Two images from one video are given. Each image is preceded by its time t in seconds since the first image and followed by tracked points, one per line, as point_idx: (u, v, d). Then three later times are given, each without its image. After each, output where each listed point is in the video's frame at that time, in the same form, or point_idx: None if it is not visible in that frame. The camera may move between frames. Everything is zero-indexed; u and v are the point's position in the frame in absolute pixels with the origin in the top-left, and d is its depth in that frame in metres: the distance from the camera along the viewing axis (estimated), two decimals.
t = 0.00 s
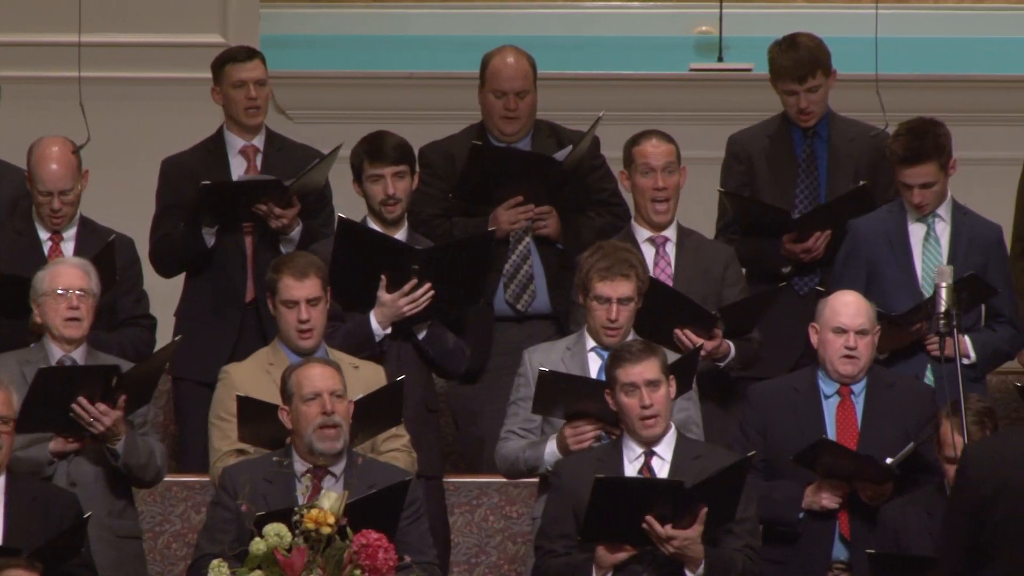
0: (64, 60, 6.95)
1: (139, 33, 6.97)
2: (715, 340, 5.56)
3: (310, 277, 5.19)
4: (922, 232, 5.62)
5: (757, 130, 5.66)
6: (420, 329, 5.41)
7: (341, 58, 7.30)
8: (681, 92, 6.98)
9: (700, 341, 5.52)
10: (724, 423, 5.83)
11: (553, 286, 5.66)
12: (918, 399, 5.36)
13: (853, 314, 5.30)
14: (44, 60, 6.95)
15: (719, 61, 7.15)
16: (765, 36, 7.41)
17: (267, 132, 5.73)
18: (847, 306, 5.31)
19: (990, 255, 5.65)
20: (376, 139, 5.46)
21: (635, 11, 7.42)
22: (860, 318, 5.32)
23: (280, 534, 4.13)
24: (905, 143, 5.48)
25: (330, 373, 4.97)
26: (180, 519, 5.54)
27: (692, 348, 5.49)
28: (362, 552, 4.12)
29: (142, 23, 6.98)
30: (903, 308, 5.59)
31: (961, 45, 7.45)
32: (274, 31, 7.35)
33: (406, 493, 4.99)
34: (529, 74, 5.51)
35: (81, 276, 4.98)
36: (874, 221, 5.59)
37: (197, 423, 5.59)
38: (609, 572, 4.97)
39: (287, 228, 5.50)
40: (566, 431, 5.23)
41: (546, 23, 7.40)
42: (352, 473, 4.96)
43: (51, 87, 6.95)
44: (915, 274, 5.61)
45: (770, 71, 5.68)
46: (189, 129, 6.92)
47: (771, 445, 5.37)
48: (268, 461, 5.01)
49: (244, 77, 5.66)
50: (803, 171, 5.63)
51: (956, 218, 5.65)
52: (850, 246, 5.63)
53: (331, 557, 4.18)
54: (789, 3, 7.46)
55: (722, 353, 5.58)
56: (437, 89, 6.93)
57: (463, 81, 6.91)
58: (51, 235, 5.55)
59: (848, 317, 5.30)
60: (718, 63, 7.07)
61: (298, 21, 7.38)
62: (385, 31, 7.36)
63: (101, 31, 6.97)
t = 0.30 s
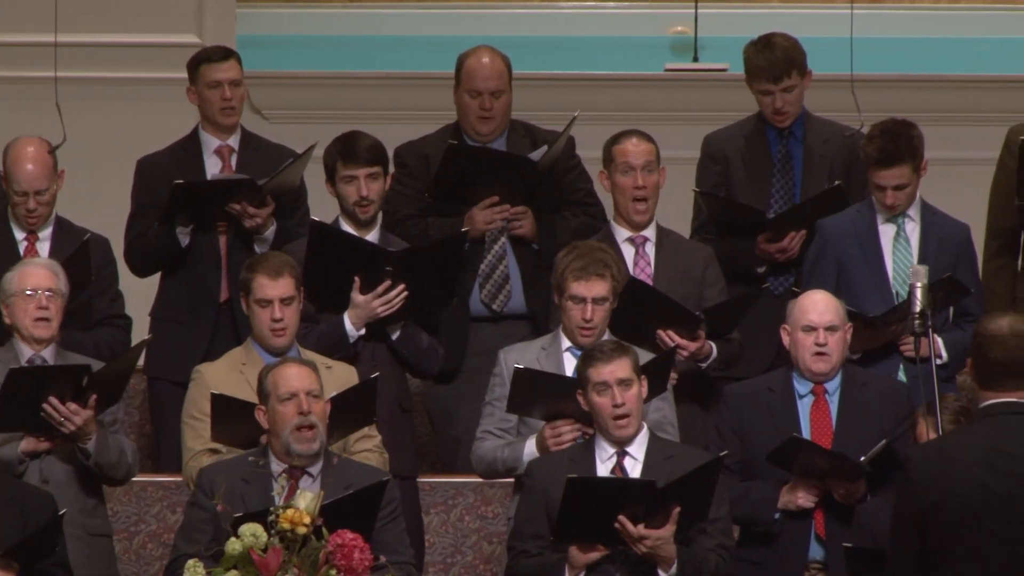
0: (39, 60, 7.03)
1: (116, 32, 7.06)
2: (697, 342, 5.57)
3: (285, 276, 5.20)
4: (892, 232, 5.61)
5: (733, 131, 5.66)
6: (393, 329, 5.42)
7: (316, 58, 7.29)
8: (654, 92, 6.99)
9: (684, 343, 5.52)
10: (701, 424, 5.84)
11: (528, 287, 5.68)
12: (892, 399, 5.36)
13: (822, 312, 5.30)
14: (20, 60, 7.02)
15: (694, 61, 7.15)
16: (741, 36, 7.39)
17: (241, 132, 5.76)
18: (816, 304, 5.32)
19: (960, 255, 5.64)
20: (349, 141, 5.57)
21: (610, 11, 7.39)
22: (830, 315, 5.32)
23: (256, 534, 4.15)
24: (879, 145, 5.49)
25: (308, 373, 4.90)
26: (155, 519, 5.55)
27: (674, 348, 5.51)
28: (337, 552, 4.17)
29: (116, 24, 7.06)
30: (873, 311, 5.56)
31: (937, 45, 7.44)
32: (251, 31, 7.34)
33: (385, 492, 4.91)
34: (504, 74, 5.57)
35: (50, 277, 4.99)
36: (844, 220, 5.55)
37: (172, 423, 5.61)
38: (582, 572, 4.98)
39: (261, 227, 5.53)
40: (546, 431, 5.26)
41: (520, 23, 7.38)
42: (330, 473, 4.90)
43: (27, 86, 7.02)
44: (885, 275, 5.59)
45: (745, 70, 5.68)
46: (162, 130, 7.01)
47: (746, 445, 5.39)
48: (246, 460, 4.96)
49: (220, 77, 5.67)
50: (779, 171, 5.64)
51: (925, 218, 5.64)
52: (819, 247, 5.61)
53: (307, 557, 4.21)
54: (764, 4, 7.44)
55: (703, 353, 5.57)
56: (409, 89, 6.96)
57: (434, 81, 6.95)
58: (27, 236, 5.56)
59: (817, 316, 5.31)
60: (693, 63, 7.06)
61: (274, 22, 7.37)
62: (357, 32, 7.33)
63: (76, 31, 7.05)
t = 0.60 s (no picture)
0: (14, 60, 7.06)
1: (93, 32, 7.08)
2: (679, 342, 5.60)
3: (264, 278, 5.16)
4: (869, 232, 5.60)
5: (708, 131, 5.67)
6: (368, 329, 5.43)
7: (290, 58, 7.29)
8: (627, 91, 7.01)
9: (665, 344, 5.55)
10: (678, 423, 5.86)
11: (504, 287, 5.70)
12: (870, 400, 5.35)
13: (799, 311, 5.32)
14: None
15: (670, 61, 7.15)
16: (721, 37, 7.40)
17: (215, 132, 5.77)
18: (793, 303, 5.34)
19: (936, 254, 5.62)
20: (323, 141, 5.60)
21: (585, 11, 7.41)
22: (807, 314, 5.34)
23: (231, 534, 4.16)
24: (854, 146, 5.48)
25: (284, 372, 4.79)
26: (131, 519, 5.54)
27: (657, 349, 5.54)
28: (314, 551, 4.17)
29: (92, 23, 7.09)
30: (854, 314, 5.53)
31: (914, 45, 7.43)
32: (224, 31, 7.33)
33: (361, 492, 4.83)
34: (480, 74, 5.60)
35: (22, 276, 4.99)
36: (819, 222, 5.56)
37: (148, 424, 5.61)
38: (556, 572, 4.98)
39: (237, 227, 5.53)
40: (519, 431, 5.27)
41: (499, 23, 7.38)
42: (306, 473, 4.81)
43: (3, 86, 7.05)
44: (863, 275, 5.57)
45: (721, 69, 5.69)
46: (137, 128, 7.04)
47: (724, 446, 5.38)
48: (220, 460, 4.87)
49: (195, 82, 5.65)
50: (754, 171, 5.66)
51: (902, 217, 5.62)
52: (796, 250, 5.60)
53: (283, 557, 4.21)
54: (742, 3, 7.42)
55: (687, 354, 5.61)
56: (383, 89, 6.98)
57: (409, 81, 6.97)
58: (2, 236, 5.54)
59: (793, 314, 5.33)
60: (669, 63, 7.06)
61: (250, 21, 7.36)
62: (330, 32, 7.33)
63: (52, 31, 7.07)
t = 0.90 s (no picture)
0: None
1: (72, 32, 7.10)
2: (662, 342, 5.57)
3: (247, 277, 5.14)
4: (853, 232, 5.60)
5: (684, 132, 5.68)
6: (346, 330, 5.44)
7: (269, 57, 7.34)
8: (604, 91, 7.04)
9: (646, 344, 5.54)
10: (657, 424, 5.87)
11: (478, 287, 5.72)
12: (853, 400, 5.38)
13: (779, 309, 5.34)
14: None
15: (647, 61, 7.20)
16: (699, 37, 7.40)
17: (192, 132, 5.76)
18: (773, 302, 5.36)
19: (922, 252, 5.65)
20: (301, 142, 5.60)
21: (560, 11, 7.40)
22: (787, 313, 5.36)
23: (207, 533, 4.15)
24: (834, 145, 5.51)
25: (257, 372, 4.71)
26: (107, 519, 5.54)
27: (639, 349, 5.54)
28: (289, 552, 4.14)
29: (67, 23, 7.11)
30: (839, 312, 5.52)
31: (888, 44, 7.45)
32: (199, 31, 7.35)
33: (333, 493, 4.75)
34: (455, 73, 5.65)
35: None
36: (804, 222, 5.56)
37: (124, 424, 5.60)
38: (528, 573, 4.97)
39: (213, 227, 5.52)
40: (495, 430, 5.29)
41: (475, 23, 7.40)
42: (279, 473, 4.74)
43: None
44: (847, 273, 5.57)
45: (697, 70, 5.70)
46: (112, 128, 7.06)
47: (704, 447, 5.43)
48: (196, 462, 4.80)
49: (170, 85, 5.65)
50: (729, 171, 5.65)
51: (886, 217, 5.64)
52: (781, 250, 5.60)
53: (260, 557, 4.18)
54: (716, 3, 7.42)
55: (669, 354, 5.61)
56: (360, 88, 7.00)
57: (384, 81, 6.99)
58: None
59: (774, 313, 5.35)
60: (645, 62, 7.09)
61: (228, 21, 7.37)
62: (309, 34, 7.33)
63: (29, 30, 7.09)
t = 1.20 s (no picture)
0: None
1: (50, 33, 7.12)
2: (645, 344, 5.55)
3: (231, 277, 5.15)
4: (841, 232, 5.65)
5: (658, 132, 5.69)
6: (324, 330, 5.49)
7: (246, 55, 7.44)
8: (576, 91, 7.09)
9: (627, 345, 5.52)
10: (638, 426, 5.84)
11: (452, 287, 5.77)
12: (832, 400, 5.42)
13: (759, 310, 5.39)
14: None
15: (621, 61, 7.29)
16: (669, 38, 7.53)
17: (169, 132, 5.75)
18: (753, 302, 5.41)
19: (910, 251, 5.68)
20: (280, 142, 5.60)
21: (535, 11, 7.55)
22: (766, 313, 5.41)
23: (181, 534, 4.16)
24: (820, 142, 5.56)
25: (227, 371, 4.68)
26: (81, 519, 5.53)
27: (619, 350, 5.51)
28: (264, 552, 4.16)
29: (44, 24, 7.13)
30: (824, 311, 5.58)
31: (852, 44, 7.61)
32: (175, 31, 7.49)
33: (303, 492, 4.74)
34: (429, 74, 5.69)
35: None
36: (792, 221, 5.60)
37: (101, 425, 5.60)
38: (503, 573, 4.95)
39: (189, 226, 5.50)
40: (471, 429, 5.25)
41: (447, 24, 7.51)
42: (249, 472, 4.73)
43: None
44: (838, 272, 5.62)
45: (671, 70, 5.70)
46: (89, 128, 7.08)
47: (683, 446, 5.48)
48: (168, 461, 4.76)
49: (147, 86, 5.61)
50: (703, 171, 5.67)
51: (875, 216, 5.69)
52: (770, 250, 5.61)
53: (233, 556, 4.19)
54: (688, 3, 7.58)
55: (650, 356, 5.61)
56: (335, 88, 7.03)
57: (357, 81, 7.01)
58: None
59: (754, 313, 5.40)
60: (618, 63, 7.16)
61: (202, 22, 7.51)
62: (283, 32, 7.46)
63: (5, 31, 7.11)
